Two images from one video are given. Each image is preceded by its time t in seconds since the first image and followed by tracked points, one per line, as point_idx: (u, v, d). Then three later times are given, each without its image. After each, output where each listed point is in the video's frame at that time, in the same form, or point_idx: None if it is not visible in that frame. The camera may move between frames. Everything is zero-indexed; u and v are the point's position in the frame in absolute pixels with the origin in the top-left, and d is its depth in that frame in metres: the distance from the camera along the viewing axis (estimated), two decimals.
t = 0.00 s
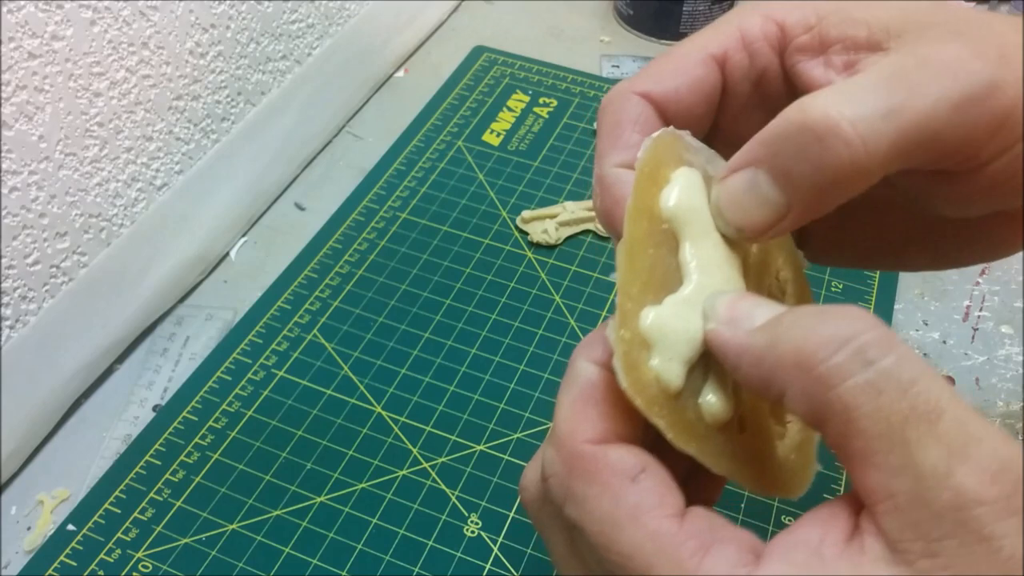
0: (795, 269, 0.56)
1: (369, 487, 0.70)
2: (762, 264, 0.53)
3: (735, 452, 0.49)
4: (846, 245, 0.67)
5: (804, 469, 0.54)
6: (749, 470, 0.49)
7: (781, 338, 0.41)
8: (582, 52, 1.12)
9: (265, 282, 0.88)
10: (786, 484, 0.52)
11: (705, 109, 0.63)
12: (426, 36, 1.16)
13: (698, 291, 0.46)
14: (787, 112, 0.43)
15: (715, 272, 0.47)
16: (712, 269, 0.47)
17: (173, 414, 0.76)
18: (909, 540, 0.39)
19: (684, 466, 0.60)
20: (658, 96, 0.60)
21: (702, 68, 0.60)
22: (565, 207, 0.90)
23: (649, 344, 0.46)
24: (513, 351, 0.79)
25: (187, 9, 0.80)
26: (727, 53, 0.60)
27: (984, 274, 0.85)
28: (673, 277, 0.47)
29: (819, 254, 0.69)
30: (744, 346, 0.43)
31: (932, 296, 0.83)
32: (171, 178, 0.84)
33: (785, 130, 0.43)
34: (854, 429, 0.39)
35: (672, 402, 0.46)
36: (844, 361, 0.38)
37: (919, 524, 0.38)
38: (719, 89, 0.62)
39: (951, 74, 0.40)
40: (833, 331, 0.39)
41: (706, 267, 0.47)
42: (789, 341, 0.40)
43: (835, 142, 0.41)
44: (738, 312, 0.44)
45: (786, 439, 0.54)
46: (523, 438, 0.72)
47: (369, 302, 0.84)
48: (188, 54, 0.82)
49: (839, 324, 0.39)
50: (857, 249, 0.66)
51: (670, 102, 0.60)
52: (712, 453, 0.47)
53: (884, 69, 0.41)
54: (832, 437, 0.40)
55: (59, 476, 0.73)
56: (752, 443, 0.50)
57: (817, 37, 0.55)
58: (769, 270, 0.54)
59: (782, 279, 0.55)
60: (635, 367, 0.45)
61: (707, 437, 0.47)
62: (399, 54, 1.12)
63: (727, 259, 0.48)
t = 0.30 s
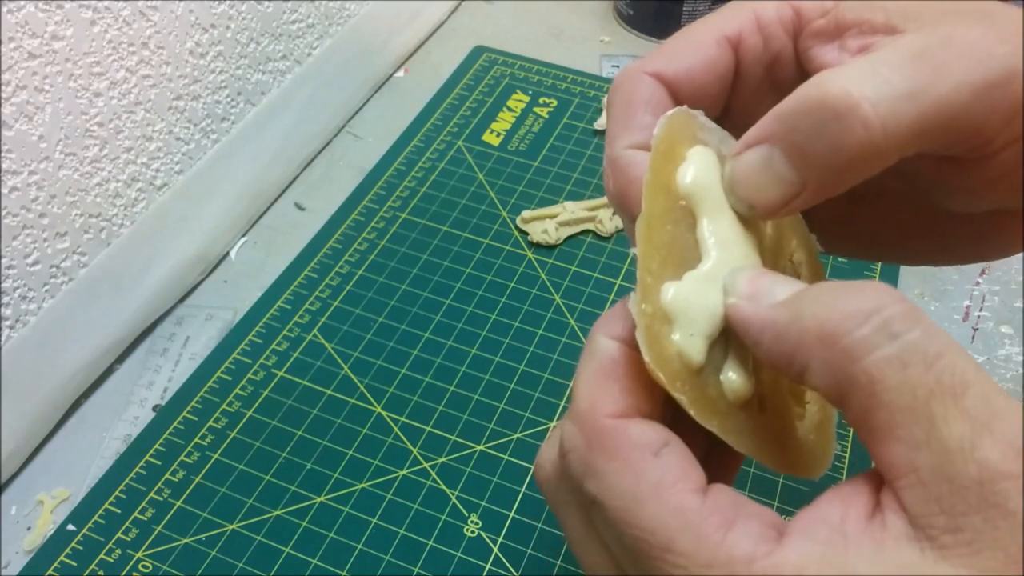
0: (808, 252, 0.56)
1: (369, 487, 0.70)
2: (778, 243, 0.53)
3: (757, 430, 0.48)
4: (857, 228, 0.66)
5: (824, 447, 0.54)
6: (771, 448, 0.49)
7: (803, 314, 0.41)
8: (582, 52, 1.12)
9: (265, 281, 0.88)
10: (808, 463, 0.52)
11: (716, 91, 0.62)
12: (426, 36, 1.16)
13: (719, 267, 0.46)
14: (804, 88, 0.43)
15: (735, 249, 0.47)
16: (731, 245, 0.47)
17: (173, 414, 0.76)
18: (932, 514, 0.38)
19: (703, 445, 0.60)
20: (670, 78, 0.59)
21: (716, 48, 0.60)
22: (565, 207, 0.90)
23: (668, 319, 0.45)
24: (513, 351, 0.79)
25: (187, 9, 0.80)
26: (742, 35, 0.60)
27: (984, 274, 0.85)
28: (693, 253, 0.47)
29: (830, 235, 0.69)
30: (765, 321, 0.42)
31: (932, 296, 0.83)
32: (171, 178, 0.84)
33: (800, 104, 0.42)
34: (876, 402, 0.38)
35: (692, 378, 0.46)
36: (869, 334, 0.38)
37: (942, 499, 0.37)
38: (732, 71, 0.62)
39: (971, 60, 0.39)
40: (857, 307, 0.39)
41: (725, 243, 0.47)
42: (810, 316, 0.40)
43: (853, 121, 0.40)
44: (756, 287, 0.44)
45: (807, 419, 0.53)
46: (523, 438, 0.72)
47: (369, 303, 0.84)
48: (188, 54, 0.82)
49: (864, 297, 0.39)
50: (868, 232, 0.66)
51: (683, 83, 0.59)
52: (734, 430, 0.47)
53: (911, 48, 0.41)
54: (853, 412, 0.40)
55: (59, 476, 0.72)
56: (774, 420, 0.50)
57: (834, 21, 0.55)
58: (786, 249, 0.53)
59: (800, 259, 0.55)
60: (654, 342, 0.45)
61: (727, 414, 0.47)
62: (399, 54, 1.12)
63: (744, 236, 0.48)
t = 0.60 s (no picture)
0: (817, 250, 0.56)
1: (369, 487, 0.70)
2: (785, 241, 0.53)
3: (763, 430, 0.48)
4: (860, 225, 0.66)
5: (831, 445, 0.54)
6: (777, 448, 0.49)
7: (813, 316, 0.41)
8: (583, 52, 1.12)
9: (265, 282, 0.88)
10: (815, 462, 0.52)
11: (724, 84, 0.62)
12: (426, 36, 1.16)
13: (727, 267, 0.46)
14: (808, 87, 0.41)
15: (743, 249, 0.47)
16: (739, 245, 0.47)
17: (174, 414, 0.76)
18: (941, 517, 0.38)
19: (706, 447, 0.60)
20: (681, 67, 0.59)
21: (726, 39, 0.59)
22: (565, 207, 0.90)
23: (676, 319, 0.45)
24: (512, 351, 0.79)
25: (187, 9, 0.80)
26: (751, 23, 0.60)
27: (984, 274, 0.85)
28: (701, 253, 0.47)
29: (831, 231, 0.69)
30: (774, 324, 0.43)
31: (933, 297, 0.83)
32: (171, 178, 0.84)
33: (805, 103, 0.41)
34: (889, 404, 0.38)
35: (699, 378, 0.46)
36: (881, 335, 0.38)
37: (952, 502, 0.37)
38: (741, 61, 0.62)
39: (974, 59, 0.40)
40: (868, 309, 0.39)
41: (733, 243, 0.47)
42: (819, 320, 0.40)
43: (858, 122, 0.39)
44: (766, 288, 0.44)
45: (814, 417, 0.53)
46: (523, 438, 0.72)
47: (369, 303, 0.84)
48: (188, 54, 0.82)
49: (876, 300, 0.39)
50: (870, 231, 0.66)
51: (694, 72, 0.59)
52: (741, 430, 0.47)
53: (911, 46, 0.40)
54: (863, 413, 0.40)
55: (59, 476, 0.72)
56: (781, 420, 0.50)
57: (839, 14, 0.56)
58: (793, 247, 0.53)
59: (806, 257, 0.55)
60: (661, 342, 0.45)
61: (734, 415, 0.47)
62: (399, 53, 1.12)
63: (752, 236, 0.48)
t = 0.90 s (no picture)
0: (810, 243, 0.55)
1: (369, 487, 0.70)
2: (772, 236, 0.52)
3: (743, 430, 0.48)
4: (858, 230, 0.66)
5: (819, 441, 0.53)
6: (758, 447, 0.49)
7: (791, 319, 0.41)
8: (583, 52, 1.12)
9: (265, 282, 0.88)
10: (799, 461, 0.51)
11: (718, 86, 0.62)
12: (426, 36, 1.16)
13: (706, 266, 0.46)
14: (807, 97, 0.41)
15: (723, 248, 0.47)
16: (719, 243, 0.47)
17: (174, 414, 0.76)
18: (916, 524, 0.38)
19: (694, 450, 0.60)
20: (675, 68, 0.59)
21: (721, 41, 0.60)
22: (565, 207, 0.90)
23: (653, 321, 0.45)
24: (513, 351, 0.79)
25: (187, 9, 0.80)
26: (748, 25, 0.60)
27: (984, 274, 0.85)
28: (679, 252, 0.47)
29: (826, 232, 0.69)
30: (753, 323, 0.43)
31: (933, 297, 0.83)
32: (171, 178, 0.84)
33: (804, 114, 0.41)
34: (866, 409, 0.38)
35: (676, 378, 0.46)
36: (858, 340, 0.38)
37: (928, 508, 0.37)
38: (737, 63, 0.62)
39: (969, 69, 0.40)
40: (845, 312, 0.39)
41: (713, 241, 0.47)
42: (799, 324, 0.40)
43: (860, 132, 0.40)
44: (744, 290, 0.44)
45: (802, 414, 0.53)
46: (523, 437, 0.72)
47: (369, 303, 0.84)
48: (188, 54, 0.82)
49: (853, 303, 0.39)
50: (869, 236, 0.66)
51: (687, 74, 0.59)
52: (719, 429, 0.47)
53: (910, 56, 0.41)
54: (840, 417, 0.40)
55: (61, 475, 0.73)
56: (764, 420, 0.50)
57: (838, 16, 0.55)
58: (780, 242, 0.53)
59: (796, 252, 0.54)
60: (637, 344, 0.45)
61: (712, 415, 0.47)
62: (399, 54, 1.12)
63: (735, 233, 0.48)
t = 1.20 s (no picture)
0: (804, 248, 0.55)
1: (369, 487, 0.70)
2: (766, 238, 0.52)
3: (733, 431, 0.48)
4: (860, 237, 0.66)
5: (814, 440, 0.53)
6: (749, 449, 0.49)
7: (777, 320, 0.40)
8: (582, 52, 1.12)
9: (265, 281, 0.88)
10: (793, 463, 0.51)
11: (715, 94, 0.62)
12: (426, 36, 1.16)
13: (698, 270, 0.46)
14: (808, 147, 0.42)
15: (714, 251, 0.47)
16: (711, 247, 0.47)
17: (173, 414, 0.76)
18: (894, 523, 0.37)
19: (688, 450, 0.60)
20: (671, 75, 0.59)
21: (717, 50, 0.59)
22: (565, 207, 0.90)
23: (646, 324, 0.45)
24: (513, 351, 0.79)
25: (187, 9, 0.80)
26: (744, 36, 0.60)
27: (985, 274, 0.85)
28: (672, 256, 0.47)
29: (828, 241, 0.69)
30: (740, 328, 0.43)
31: (932, 296, 0.83)
32: (171, 178, 0.84)
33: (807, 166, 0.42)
34: (844, 410, 0.38)
35: (668, 382, 0.46)
36: (836, 343, 0.38)
37: (905, 507, 0.37)
38: (733, 73, 0.61)
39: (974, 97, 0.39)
40: (829, 314, 0.39)
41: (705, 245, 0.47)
42: (783, 325, 0.40)
43: (865, 184, 0.40)
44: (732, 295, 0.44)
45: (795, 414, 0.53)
46: (523, 437, 0.72)
47: (369, 303, 0.84)
48: (188, 54, 0.82)
49: (836, 306, 0.39)
50: (873, 251, 0.66)
51: (683, 81, 0.59)
52: (709, 431, 0.47)
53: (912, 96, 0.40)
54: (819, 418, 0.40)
55: (60, 476, 0.72)
56: (755, 421, 0.50)
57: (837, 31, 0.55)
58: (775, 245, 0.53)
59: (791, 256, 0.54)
60: (629, 347, 0.45)
61: (702, 417, 0.47)
62: (399, 53, 1.12)
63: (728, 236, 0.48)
